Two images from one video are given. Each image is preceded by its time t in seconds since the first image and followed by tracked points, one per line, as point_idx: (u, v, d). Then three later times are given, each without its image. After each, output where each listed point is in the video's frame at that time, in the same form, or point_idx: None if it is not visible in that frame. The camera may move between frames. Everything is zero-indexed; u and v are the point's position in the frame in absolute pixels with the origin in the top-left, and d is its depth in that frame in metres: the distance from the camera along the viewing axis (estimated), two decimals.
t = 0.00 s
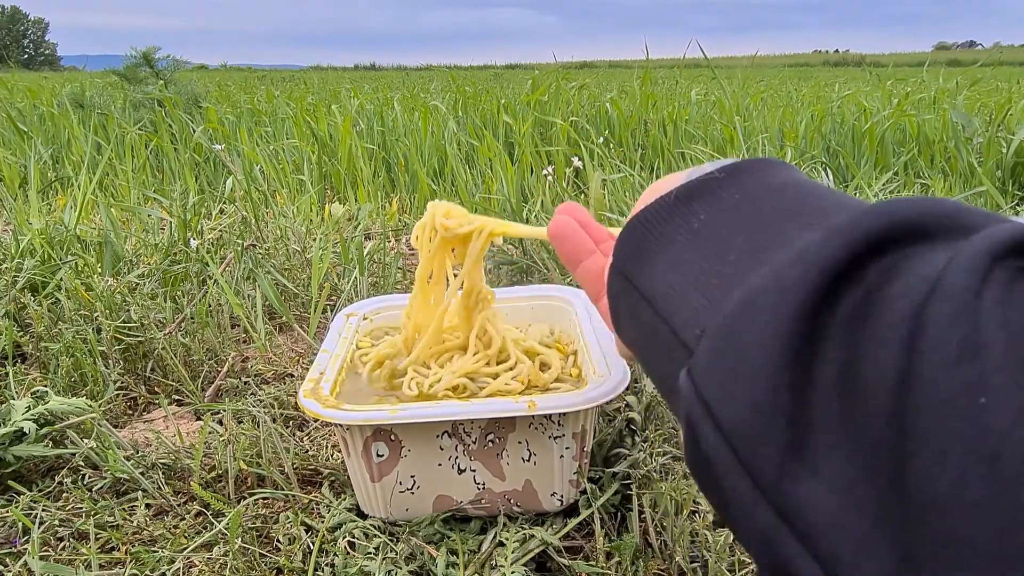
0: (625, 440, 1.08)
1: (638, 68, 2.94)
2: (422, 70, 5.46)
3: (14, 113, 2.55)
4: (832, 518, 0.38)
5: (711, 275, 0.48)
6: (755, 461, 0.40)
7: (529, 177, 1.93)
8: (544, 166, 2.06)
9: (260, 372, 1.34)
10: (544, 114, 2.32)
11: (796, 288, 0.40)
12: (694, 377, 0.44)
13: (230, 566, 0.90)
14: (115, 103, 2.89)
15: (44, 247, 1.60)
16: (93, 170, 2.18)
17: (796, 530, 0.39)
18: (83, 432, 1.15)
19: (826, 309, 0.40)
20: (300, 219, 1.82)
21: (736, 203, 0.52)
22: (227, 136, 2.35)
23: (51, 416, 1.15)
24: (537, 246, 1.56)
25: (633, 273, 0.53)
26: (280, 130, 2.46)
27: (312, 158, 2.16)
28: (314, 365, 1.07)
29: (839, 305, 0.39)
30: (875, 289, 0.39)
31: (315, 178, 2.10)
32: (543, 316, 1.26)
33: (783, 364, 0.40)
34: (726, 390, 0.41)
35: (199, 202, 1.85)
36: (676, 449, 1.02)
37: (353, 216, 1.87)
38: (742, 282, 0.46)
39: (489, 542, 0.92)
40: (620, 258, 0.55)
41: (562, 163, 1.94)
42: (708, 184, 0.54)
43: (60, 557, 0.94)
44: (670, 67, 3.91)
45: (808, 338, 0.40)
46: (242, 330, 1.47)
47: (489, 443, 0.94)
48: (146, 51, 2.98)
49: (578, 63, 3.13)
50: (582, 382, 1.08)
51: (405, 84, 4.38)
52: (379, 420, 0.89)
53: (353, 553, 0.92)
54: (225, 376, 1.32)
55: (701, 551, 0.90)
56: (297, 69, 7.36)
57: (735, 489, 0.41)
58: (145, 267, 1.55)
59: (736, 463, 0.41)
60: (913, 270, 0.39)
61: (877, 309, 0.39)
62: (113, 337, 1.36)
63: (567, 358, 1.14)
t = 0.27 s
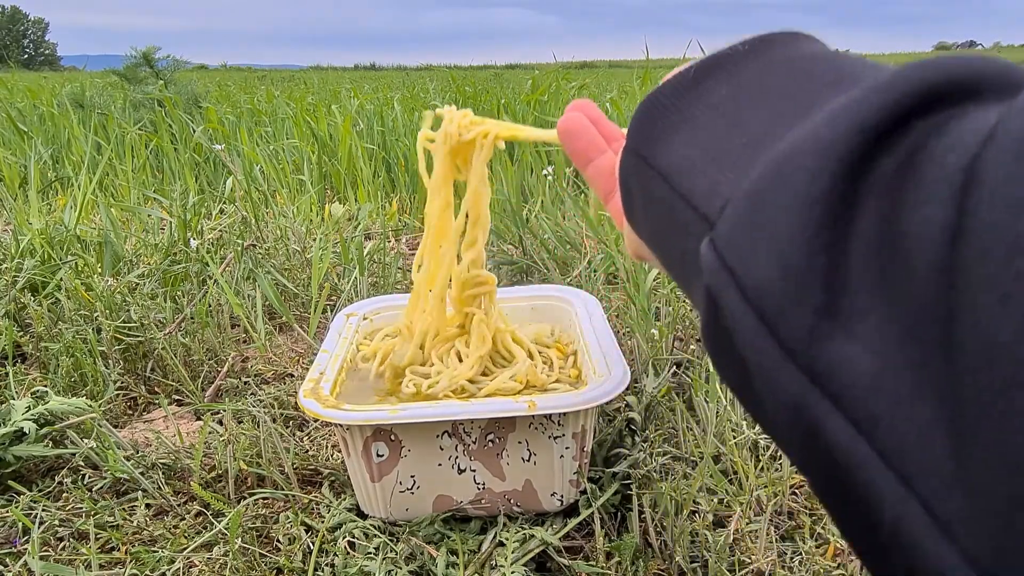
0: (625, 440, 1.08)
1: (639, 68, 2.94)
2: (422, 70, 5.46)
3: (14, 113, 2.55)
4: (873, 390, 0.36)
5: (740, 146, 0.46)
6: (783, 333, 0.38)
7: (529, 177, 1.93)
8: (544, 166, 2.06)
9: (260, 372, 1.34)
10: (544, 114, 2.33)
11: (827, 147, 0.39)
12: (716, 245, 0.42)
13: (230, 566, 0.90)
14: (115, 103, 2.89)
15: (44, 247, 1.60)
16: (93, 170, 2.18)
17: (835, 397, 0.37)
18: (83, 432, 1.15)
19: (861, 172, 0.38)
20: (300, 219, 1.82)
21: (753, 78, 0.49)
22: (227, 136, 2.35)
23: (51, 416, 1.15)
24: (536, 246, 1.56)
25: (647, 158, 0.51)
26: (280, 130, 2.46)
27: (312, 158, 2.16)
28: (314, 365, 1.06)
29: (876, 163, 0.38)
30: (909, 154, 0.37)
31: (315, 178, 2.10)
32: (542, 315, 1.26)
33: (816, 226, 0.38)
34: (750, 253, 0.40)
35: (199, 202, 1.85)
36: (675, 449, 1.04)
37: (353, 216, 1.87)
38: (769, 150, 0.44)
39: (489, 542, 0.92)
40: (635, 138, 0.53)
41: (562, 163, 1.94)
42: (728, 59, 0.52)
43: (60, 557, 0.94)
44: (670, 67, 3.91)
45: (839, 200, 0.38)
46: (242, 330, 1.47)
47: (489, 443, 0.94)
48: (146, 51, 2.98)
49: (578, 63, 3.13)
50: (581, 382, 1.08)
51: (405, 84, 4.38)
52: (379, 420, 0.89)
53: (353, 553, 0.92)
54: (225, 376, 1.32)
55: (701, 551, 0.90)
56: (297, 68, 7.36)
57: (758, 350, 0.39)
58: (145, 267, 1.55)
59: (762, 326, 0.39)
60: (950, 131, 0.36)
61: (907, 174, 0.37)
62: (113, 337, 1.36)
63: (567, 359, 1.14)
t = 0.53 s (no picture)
0: (625, 440, 1.08)
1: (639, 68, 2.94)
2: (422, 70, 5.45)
3: (14, 113, 2.55)
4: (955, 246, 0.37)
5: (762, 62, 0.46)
6: (865, 205, 0.39)
7: (529, 177, 1.93)
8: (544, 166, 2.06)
9: (260, 372, 1.34)
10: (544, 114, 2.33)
11: (869, 41, 0.40)
12: (780, 147, 0.42)
13: (230, 566, 0.90)
14: (115, 102, 2.89)
15: (44, 247, 1.60)
16: (93, 170, 2.18)
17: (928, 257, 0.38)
18: (83, 432, 1.15)
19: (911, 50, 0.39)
20: (300, 219, 1.82)
21: None
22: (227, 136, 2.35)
23: (51, 416, 1.15)
24: (536, 246, 1.56)
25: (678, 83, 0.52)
26: (280, 130, 2.46)
27: (312, 158, 2.16)
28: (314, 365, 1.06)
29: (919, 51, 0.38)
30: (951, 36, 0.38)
31: (315, 178, 2.10)
32: (542, 316, 1.26)
33: (875, 106, 0.39)
34: (812, 137, 0.41)
35: (199, 202, 1.85)
36: (675, 449, 1.04)
37: (353, 216, 1.87)
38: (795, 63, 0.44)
39: (489, 542, 0.92)
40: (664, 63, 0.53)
41: (562, 163, 1.94)
42: None
43: (60, 557, 0.94)
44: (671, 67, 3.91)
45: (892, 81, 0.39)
46: (242, 330, 1.47)
47: (489, 443, 0.94)
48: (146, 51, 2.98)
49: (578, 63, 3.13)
50: (581, 382, 1.08)
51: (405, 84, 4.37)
52: (380, 420, 0.89)
53: (353, 553, 0.92)
54: (225, 377, 1.32)
55: (701, 551, 0.90)
56: (297, 68, 7.36)
57: (832, 223, 0.40)
58: (145, 267, 1.55)
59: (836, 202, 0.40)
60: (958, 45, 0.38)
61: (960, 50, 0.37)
62: (113, 337, 1.36)
63: (568, 360, 1.14)
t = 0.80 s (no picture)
0: (625, 440, 1.08)
1: (639, 68, 2.95)
2: (422, 70, 5.45)
3: (14, 113, 2.55)
4: None
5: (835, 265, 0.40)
6: (985, 445, 0.33)
7: (529, 177, 1.93)
8: (544, 166, 2.06)
9: (260, 372, 1.34)
10: (544, 114, 2.33)
11: (958, 386, 0.33)
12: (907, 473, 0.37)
13: (230, 566, 0.90)
14: (115, 102, 2.89)
15: (44, 247, 1.60)
16: (93, 170, 2.18)
17: None
18: (83, 432, 1.15)
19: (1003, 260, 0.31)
20: (300, 219, 1.82)
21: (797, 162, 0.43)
22: (227, 136, 2.35)
23: (51, 416, 1.15)
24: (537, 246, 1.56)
25: (750, 329, 0.45)
26: (280, 130, 2.46)
27: (312, 158, 2.16)
28: (314, 365, 1.07)
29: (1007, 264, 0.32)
30: None
31: (315, 178, 2.10)
32: (542, 315, 1.26)
33: (983, 391, 0.32)
34: (948, 473, 0.35)
35: (199, 202, 1.85)
36: (675, 448, 1.05)
37: (353, 216, 1.87)
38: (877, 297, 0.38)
39: (489, 542, 0.92)
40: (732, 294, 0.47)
41: (562, 162, 1.94)
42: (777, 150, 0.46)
43: (61, 557, 0.94)
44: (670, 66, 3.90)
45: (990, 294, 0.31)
46: (243, 329, 1.47)
47: (489, 443, 0.94)
48: (146, 51, 2.98)
49: (578, 63, 3.13)
50: (581, 381, 1.08)
51: (405, 84, 4.37)
52: (380, 420, 0.89)
53: (353, 553, 0.92)
54: (225, 376, 1.32)
55: (701, 551, 0.90)
56: (297, 69, 7.35)
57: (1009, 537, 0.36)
58: (145, 267, 1.55)
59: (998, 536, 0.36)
60: None
61: None
62: (113, 337, 1.36)
63: (568, 360, 1.14)
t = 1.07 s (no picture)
0: (625, 440, 1.08)
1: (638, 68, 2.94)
2: (422, 70, 5.45)
3: (14, 113, 2.55)
4: None
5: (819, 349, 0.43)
6: (953, 481, 0.35)
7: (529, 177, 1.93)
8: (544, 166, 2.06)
9: (260, 372, 1.34)
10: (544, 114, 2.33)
11: (926, 434, 0.35)
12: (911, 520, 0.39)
13: (230, 566, 0.90)
14: (115, 102, 2.89)
15: (44, 247, 1.60)
16: (93, 170, 2.18)
17: None
18: (83, 432, 1.15)
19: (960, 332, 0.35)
20: (300, 219, 1.82)
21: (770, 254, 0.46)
22: (227, 136, 2.35)
23: (51, 416, 1.15)
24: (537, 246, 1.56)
25: (753, 380, 0.48)
26: (280, 130, 2.46)
27: (312, 158, 2.16)
28: (314, 365, 1.07)
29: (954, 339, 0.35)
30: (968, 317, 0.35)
31: (315, 178, 2.10)
32: (542, 316, 1.26)
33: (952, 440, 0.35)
34: (941, 519, 0.37)
35: (199, 202, 1.85)
36: (676, 448, 1.05)
37: (353, 216, 1.87)
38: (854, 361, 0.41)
39: (489, 542, 0.92)
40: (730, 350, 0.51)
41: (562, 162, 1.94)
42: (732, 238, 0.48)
43: (61, 557, 0.94)
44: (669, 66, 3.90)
45: (949, 380, 0.34)
46: (242, 329, 1.47)
47: (489, 443, 0.95)
48: (146, 51, 2.98)
49: (578, 63, 3.13)
50: (582, 381, 1.08)
51: (405, 84, 4.37)
52: (380, 420, 0.89)
53: (353, 553, 0.92)
54: (225, 376, 1.32)
55: (701, 551, 0.90)
56: (297, 69, 7.35)
57: None
58: (145, 267, 1.55)
59: None
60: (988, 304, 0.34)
61: (1002, 312, 0.33)
62: (113, 337, 1.36)
63: (568, 359, 1.14)
